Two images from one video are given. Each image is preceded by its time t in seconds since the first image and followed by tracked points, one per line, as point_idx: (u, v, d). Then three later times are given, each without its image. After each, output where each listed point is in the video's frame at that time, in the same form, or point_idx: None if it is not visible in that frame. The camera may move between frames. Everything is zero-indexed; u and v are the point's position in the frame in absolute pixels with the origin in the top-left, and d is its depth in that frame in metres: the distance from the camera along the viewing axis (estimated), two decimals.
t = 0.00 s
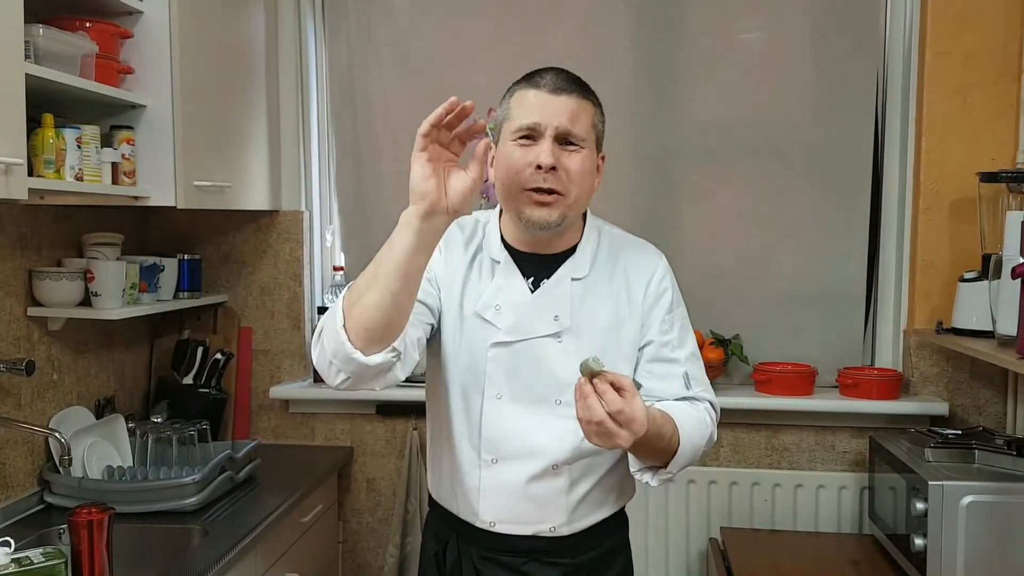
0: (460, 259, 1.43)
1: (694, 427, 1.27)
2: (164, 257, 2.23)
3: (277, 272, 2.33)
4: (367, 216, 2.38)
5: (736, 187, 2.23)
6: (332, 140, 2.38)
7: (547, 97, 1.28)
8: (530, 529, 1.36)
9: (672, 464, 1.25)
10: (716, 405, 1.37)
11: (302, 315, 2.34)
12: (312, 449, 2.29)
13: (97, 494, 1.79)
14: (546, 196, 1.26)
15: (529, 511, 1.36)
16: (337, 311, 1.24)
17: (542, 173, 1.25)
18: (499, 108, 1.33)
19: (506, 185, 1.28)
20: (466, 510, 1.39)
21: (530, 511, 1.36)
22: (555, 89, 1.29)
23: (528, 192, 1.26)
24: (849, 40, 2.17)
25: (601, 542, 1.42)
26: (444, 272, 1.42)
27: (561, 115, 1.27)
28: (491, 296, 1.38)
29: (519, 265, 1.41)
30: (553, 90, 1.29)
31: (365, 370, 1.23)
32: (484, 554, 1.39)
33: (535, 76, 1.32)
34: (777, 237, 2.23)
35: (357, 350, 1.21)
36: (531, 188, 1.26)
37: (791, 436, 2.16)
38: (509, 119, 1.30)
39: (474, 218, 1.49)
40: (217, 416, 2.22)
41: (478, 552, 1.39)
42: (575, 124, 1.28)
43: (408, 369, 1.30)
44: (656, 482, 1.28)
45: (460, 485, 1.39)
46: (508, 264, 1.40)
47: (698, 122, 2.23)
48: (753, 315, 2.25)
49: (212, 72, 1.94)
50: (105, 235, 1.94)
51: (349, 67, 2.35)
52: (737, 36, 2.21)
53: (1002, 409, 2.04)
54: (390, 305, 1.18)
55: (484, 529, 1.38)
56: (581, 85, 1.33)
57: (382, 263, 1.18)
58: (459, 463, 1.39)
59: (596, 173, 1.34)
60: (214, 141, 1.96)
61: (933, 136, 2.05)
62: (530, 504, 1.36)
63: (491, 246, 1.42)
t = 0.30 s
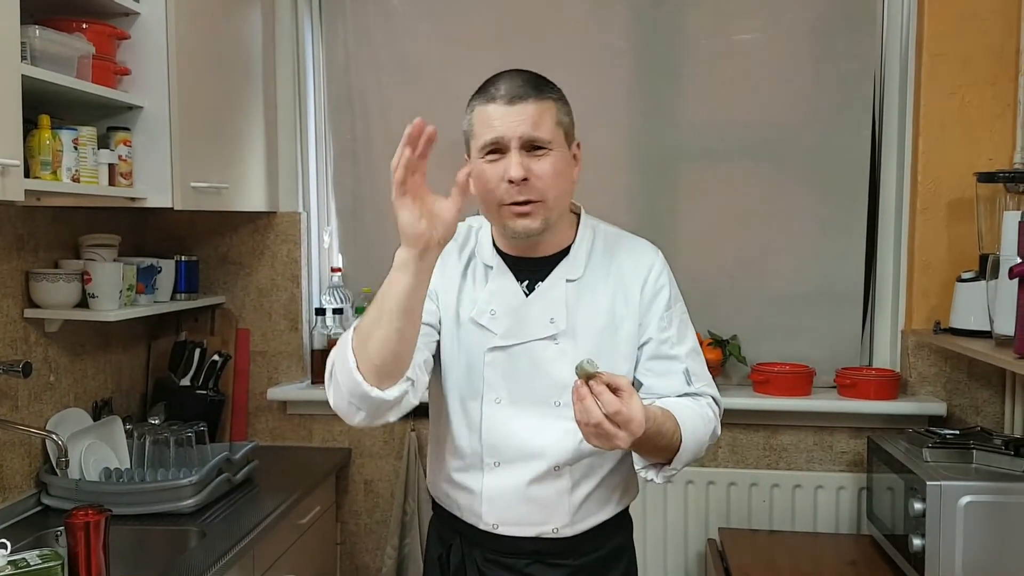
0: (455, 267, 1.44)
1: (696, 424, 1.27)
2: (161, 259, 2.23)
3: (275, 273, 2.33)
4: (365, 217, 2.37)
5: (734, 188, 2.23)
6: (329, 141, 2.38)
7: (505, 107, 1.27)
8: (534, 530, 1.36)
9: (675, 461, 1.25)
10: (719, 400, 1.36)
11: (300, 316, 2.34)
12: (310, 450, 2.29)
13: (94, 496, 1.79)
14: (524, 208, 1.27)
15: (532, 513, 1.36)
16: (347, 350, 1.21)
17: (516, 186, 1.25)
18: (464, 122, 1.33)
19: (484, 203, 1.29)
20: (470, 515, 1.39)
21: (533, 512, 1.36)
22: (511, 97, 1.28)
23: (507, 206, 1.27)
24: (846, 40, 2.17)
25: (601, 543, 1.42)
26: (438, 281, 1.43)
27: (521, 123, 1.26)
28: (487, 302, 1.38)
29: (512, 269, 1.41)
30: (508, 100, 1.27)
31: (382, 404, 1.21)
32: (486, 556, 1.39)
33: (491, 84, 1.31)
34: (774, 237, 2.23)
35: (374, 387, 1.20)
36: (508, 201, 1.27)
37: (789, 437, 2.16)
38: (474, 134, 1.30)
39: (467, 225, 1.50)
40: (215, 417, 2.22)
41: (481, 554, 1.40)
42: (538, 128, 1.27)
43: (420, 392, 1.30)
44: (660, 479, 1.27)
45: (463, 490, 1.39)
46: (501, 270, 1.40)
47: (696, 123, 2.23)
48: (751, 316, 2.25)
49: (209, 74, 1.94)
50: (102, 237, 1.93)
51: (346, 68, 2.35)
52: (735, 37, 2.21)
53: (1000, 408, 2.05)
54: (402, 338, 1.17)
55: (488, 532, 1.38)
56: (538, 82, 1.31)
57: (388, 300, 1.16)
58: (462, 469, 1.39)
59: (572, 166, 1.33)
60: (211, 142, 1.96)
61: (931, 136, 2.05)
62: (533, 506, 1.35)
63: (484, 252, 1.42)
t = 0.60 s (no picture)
0: (437, 287, 1.43)
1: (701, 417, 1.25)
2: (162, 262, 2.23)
3: (276, 276, 2.33)
4: (366, 219, 2.38)
5: (733, 191, 2.23)
6: (330, 144, 2.39)
7: (489, 115, 1.28)
8: (540, 538, 1.36)
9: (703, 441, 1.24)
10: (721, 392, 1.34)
11: (300, 319, 2.34)
12: (311, 453, 2.29)
13: (96, 499, 1.79)
14: (510, 217, 1.27)
15: (538, 523, 1.36)
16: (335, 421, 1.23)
17: (501, 195, 1.26)
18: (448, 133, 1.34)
19: (470, 212, 1.30)
20: (480, 526, 1.40)
21: (541, 521, 1.36)
22: (494, 105, 1.28)
23: (493, 215, 1.28)
24: (846, 42, 2.17)
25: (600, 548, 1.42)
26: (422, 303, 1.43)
27: (505, 132, 1.27)
28: (474, 321, 1.38)
29: (498, 284, 1.41)
30: (492, 108, 1.28)
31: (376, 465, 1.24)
32: (493, 563, 1.40)
33: (474, 93, 1.32)
34: (775, 240, 2.23)
35: (366, 454, 1.23)
36: (494, 210, 1.28)
37: (789, 439, 2.16)
38: (458, 144, 1.31)
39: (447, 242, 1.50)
40: (216, 420, 2.22)
41: (489, 561, 1.41)
42: (523, 136, 1.28)
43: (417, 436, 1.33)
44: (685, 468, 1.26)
45: (472, 502, 1.41)
46: (486, 287, 1.40)
47: (696, 126, 2.23)
48: (751, 318, 2.25)
49: (210, 77, 1.94)
50: (103, 240, 1.93)
51: (347, 71, 2.35)
52: (735, 39, 2.21)
53: (1000, 411, 2.05)
54: (377, 411, 1.19)
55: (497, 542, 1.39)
56: (522, 91, 1.32)
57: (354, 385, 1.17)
58: (470, 482, 1.40)
59: (558, 175, 1.34)
60: (212, 145, 1.96)
61: (931, 139, 2.05)
62: (539, 516, 1.36)
63: (466, 271, 1.42)
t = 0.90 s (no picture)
0: (416, 309, 1.42)
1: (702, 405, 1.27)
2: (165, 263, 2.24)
3: (278, 277, 2.34)
4: (368, 221, 2.38)
5: (736, 192, 2.23)
6: (332, 145, 2.39)
7: (446, 166, 1.19)
8: (546, 544, 1.36)
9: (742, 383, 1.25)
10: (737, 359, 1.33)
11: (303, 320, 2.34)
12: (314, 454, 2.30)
13: (100, 500, 1.79)
14: (485, 267, 1.22)
15: (542, 530, 1.36)
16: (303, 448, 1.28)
17: (471, 248, 1.20)
18: (406, 176, 1.25)
19: (440, 261, 1.24)
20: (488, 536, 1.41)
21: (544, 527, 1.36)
22: (450, 156, 1.19)
23: (466, 265, 1.22)
24: (848, 42, 2.17)
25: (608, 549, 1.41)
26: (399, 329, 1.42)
27: (465, 183, 1.18)
28: (457, 340, 1.36)
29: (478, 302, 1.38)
30: (449, 159, 1.19)
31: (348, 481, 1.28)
32: (498, 567, 1.41)
33: (427, 136, 1.22)
34: (777, 240, 2.23)
35: (338, 472, 1.27)
36: (467, 261, 1.22)
37: (792, 439, 2.16)
38: (418, 192, 1.22)
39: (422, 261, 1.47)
40: (219, 421, 2.22)
41: (494, 566, 1.41)
42: (484, 182, 1.19)
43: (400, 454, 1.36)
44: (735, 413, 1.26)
45: (477, 512, 1.41)
46: (467, 305, 1.37)
47: (698, 126, 2.23)
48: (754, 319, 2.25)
49: (212, 78, 1.95)
50: (106, 241, 1.94)
51: (349, 73, 2.36)
52: (736, 40, 2.21)
53: (1004, 411, 2.04)
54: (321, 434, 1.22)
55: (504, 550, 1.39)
56: (479, 130, 1.21)
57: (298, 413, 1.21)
58: (473, 491, 1.41)
59: (524, 205, 1.27)
60: (215, 147, 1.96)
61: (933, 138, 2.05)
62: (543, 524, 1.35)
63: (445, 290, 1.40)
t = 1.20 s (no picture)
0: (412, 310, 1.43)
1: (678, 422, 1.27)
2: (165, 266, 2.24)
3: (278, 279, 2.34)
4: (368, 223, 2.38)
5: (735, 193, 2.23)
6: (332, 148, 2.39)
7: (439, 167, 1.20)
8: (541, 542, 1.37)
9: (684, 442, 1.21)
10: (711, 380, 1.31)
11: (303, 323, 2.34)
12: (314, 456, 2.29)
13: (100, 503, 1.79)
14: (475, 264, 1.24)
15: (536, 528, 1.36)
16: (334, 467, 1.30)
17: (461, 246, 1.21)
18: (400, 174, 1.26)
19: (431, 256, 1.26)
20: (483, 535, 1.41)
21: (540, 526, 1.36)
22: (443, 157, 1.20)
23: (456, 262, 1.24)
24: (847, 44, 2.17)
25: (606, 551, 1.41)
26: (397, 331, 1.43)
27: (457, 184, 1.20)
28: (452, 340, 1.37)
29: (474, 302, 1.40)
30: (442, 159, 1.20)
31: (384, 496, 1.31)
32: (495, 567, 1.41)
33: (422, 136, 1.23)
34: (776, 242, 2.23)
35: (373, 494, 1.30)
36: (458, 258, 1.24)
37: (792, 440, 2.16)
38: (411, 191, 1.24)
39: (417, 261, 1.48)
40: (219, 424, 2.22)
41: (490, 566, 1.41)
42: (477, 184, 1.21)
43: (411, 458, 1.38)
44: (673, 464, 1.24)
45: (471, 511, 1.41)
46: (462, 305, 1.39)
47: (697, 128, 2.23)
48: (754, 320, 2.25)
49: (211, 81, 1.95)
50: (105, 244, 1.94)
51: (349, 75, 2.36)
52: (735, 42, 2.21)
53: (1004, 412, 2.04)
54: (365, 462, 1.24)
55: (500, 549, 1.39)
56: (474, 132, 1.23)
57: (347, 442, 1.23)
58: (467, 492, 1.41)
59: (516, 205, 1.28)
60: (214, 150, 1.96)
61: (932, 140, 2.05)
62: (537, 522, 1.36)
63: (440, 291, 1.41)
